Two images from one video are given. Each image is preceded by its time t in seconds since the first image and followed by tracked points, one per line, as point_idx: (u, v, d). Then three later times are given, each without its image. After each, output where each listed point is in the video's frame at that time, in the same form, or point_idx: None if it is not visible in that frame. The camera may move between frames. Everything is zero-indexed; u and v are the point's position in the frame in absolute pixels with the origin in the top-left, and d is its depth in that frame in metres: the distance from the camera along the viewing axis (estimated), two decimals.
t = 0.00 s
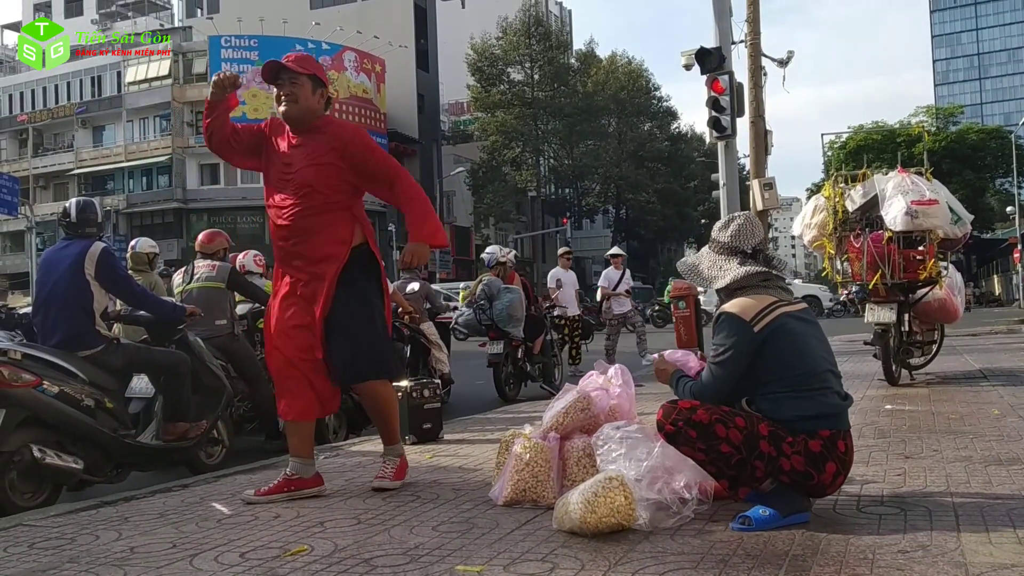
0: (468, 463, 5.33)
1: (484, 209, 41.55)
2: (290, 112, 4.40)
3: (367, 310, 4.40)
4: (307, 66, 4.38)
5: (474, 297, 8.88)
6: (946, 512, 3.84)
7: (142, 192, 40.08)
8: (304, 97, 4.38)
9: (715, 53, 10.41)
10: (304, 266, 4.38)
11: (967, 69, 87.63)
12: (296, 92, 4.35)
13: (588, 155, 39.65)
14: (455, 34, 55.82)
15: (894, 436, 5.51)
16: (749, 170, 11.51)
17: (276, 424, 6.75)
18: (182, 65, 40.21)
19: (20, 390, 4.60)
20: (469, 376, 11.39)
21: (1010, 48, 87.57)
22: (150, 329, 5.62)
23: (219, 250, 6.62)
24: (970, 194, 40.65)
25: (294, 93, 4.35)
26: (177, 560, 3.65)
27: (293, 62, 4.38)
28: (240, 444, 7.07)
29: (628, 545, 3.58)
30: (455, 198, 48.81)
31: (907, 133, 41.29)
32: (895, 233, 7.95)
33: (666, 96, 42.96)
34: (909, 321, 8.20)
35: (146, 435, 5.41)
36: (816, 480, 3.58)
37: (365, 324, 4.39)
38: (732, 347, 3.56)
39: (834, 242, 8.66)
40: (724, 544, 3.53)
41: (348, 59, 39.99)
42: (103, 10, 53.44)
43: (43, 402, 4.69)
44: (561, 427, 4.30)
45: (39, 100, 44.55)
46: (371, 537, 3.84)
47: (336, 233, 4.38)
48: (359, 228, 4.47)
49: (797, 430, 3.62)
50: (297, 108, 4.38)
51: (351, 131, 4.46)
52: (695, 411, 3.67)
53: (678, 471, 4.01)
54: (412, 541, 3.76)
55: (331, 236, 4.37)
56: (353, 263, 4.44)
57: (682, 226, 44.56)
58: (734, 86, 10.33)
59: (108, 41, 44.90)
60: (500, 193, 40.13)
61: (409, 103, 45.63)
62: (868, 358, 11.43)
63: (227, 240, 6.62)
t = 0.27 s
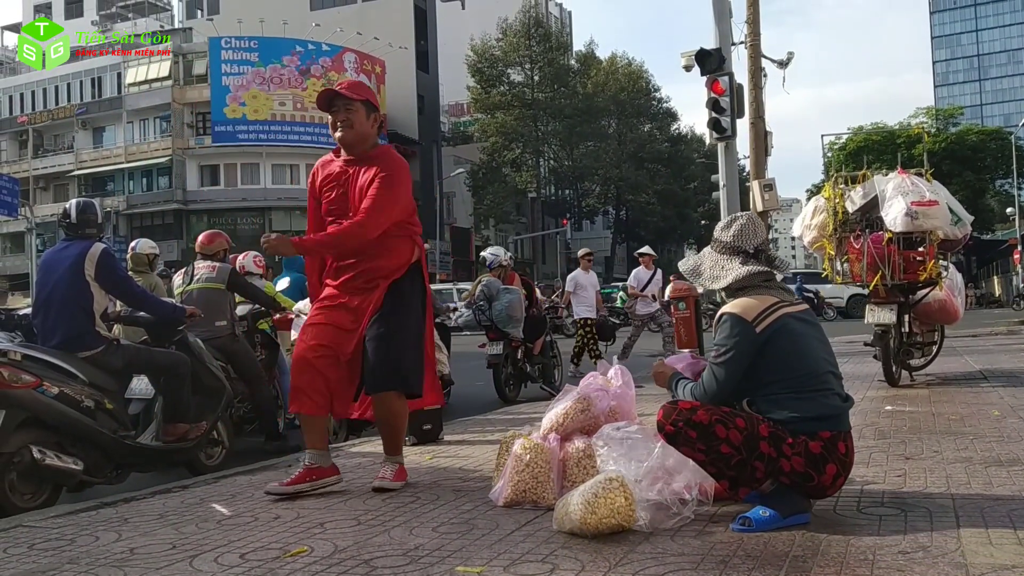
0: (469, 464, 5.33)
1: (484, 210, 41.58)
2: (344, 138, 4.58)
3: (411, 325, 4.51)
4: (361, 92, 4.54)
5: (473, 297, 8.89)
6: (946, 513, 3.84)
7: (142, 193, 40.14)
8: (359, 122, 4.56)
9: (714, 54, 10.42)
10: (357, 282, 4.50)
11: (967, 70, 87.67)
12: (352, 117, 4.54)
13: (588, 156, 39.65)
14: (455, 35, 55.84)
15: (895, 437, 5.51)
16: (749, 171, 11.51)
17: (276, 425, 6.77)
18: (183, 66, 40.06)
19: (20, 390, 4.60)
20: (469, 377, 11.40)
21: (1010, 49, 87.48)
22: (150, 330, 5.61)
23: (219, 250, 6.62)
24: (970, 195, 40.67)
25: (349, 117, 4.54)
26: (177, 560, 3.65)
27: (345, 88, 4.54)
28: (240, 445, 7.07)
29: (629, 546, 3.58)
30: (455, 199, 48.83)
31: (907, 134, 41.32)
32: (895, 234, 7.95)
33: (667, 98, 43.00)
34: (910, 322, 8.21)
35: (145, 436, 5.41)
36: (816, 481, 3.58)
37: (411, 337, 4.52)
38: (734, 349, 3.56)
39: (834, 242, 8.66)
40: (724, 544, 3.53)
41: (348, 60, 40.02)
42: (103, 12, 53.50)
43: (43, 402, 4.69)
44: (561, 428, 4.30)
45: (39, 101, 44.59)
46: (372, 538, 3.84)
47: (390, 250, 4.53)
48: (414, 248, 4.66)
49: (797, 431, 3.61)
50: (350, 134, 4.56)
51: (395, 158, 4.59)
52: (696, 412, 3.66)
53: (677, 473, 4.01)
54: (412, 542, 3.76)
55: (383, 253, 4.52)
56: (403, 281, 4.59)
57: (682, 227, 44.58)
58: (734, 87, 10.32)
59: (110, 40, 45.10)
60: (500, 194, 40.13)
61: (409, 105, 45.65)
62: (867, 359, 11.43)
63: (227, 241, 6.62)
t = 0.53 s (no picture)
0: (469, 464, 5.33)
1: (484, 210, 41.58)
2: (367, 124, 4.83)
3: (425, 308, 4.66)
4: (381, 80, 4.77)
5: (474, 298, 8.91)
6: (946, 513, 3.84)
7: (142, 194, 40.15)
8: (377, 108, 4.82)
9: (715, 55, 10.43)
10: (377, 265, 4.79)
11: (967, 70, 87.67)
12: (370, 104, 4.77)
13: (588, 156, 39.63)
14: (455, 35, 55.82)
15: (895, 437, 5.51)
16: (749, 172, 11.51)
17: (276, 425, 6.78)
18: (183, 66, 40.07)
19: (19, 390, 4.60)
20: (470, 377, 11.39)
21: (1010, 50, 87.44)
22: (150, 330, 5.60)
23: (219, 251, 6.61)
24: (970, 196, 40.68)
25: (369, 104, 4.77)
26: (178, 560, 3.66)
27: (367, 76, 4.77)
28: (240, 445, 7.09)
29: (629, 546, 3.58)
30: (455, 199, 48.84)
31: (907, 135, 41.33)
32: (895, 234, 7.95)
33: (667, 98, 43.02)
34: (910, 322, 8.22)
35: (145, 436, 5.42)
36: (817, 482, 3.58)
37: (426, 320, 4.68)
38: (735, 348, 3.56)
39: (833, 242, 8.66)
40: (725, 544, 3.53)
41: (348, 61, 40.03)
42: (103, 12, 53.48)
43: (43, 402, 4.68)
44: (562, 428, 4.30)
45: (39, 102, 44.59)
46: (373, 538, 3.84)
47: (406, 234, 4.74)
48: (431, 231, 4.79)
49: (798, 432, 3.61)
50: (369, 118, 4.80)
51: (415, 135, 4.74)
52: (697, 410, 3.66)
53: (676, 473, 4.03)
54: (412, 542, 3.77)
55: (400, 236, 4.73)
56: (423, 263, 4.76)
57: (682, 228, 44.61)
58: (734, 86, 10.32)
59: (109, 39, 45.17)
60: (500, 194, 40.11)
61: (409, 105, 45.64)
62: (867, 358, 11.44)
63: (227, 242, 6.62)
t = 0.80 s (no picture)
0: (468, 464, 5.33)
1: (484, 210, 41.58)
2: (388, 141, 5.04)
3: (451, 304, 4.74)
4: (399, 97, 4.96)
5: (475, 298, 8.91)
6: (947, 512, 3.83)
7: (142, 194, 40.17)
8: (399, 125, 5.01)
9: (715, 55, 10.43)
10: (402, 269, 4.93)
11: (968, 69, 87.71)
12: (391, 123, 4.99)
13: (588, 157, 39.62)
14: (455, 35, 55.85)
15: (895, 438, 5.50)
16: (749, 172, 11.51)
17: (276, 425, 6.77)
18: (183, 67, 40.10)
19: (19, 390, 4.59)
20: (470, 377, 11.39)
21: (1010, 50, 87.51)
22: (149, 330, 5.59)
23: (218, 251, 6.61)
24: (970, 196, 40.69)
25: (390, 122, 4.99)
26: (178, 560, 3.65)
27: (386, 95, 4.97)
28: (240, 445, 7.08)
29: (629, 546, 3.58)
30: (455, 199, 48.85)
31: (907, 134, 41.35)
32: (895, 234, 7.94)
33: (667, 98, 43.05)
34: (910, 322, 8.21)
35: (145, 436, 5.42)
36: (817, 482, 3.58)
37: (447, 319, 4.73)
38: (736, 347, 3.55)
39: (834, 242, 8.65)
40: (724, 544, 3.53)
41: (348, 61, 40.05)
42: (103, 12, 53.50)
43: (43, 402, 4.68)
44: (562, 428, 4.30)
45: (39, 102, 44.60)
46: (373, 538, 3.83)
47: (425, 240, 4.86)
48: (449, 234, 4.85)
49: (798, 431, 3.60)
50: (391, 135, 5.01)
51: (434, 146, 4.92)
52: (697, 411, 3.65)
53: (677, 473, 4.02)
54: (412, 542, 3.76)
55: (421, 243, 4.86)
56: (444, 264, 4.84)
57: (682, 228, 44.62)
58: (734, 86, 10.32)
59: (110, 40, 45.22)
60: (500, 194, 40.11)
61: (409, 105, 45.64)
62: (867, 358, 11.42)
63: (227, 242, 6.62)
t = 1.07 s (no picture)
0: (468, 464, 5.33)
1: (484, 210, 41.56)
2: (427, 142, 5.14)
3: (487, 297, 4.91)
4: (434, 96, 5.03)
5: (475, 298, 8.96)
6: (946, 512, 3.83)
7: (142, 194, 40.16)
8: (435, 124, 5.09)
9: (715, 55, 10.43)
10: (430, 262, 5.02)
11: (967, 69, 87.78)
12: (428, 124, 5.06)
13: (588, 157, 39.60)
14: (456, 35, 55.86)
15: (895, 437, 5.50)
16: (749, 172, 11.51)
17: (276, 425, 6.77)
18: (183, 67, 40.12)
19: (20, 391, 4.59)
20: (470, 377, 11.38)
21: (1011, 50, 87.42)
22: (150, 330, 5.60)
23: (218, 252, 6.61)
24: (970, 196, 40.67)
25: (427, 122, 5.06)
26: (177, 560, 3.66)
27: (420, 95, 5.03)
28: (240, 446, 7.08)
29: (629, 546, 3.58)
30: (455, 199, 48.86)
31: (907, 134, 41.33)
32: (895, 234, 7.94)
33: (667, 98, 43.06)
34: (911, 322, 8.21)
35: (145, 436, 5.42)
36: (816, 482, 3.58)
37: (483, 309, 4.90)
38: (736, 347, 3.55)
39: (834, 242, 8.65)
40: (724, 544, 3.53)
41: (348, 61, 40.07)
42: (103, 12, 53.53)
43: (43, 402, 4.69)
44: (562, 428, 4.30)
45: (39, 102, 44.62)
46: (372, 538, 3.83)
47: (453, 233, 4.95)
48: (478, 228, 4.99)
49: (799, 431, 3.60)
50: (432, 136, 5.11)
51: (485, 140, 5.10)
52: (696, 412, 3.65)
53: (676, 473, 4.02)
54: (411, 541, 3.77)
55: (452, 235, 4.94)
56: (471, 258, 4.96)
57: (682, 228, 44.58)
58: (734, 87, 10.32)
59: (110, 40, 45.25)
60: (500, 195, 40.09)
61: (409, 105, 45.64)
62: (867, 358, 11.41)
63: (227, 242, 6.62)
